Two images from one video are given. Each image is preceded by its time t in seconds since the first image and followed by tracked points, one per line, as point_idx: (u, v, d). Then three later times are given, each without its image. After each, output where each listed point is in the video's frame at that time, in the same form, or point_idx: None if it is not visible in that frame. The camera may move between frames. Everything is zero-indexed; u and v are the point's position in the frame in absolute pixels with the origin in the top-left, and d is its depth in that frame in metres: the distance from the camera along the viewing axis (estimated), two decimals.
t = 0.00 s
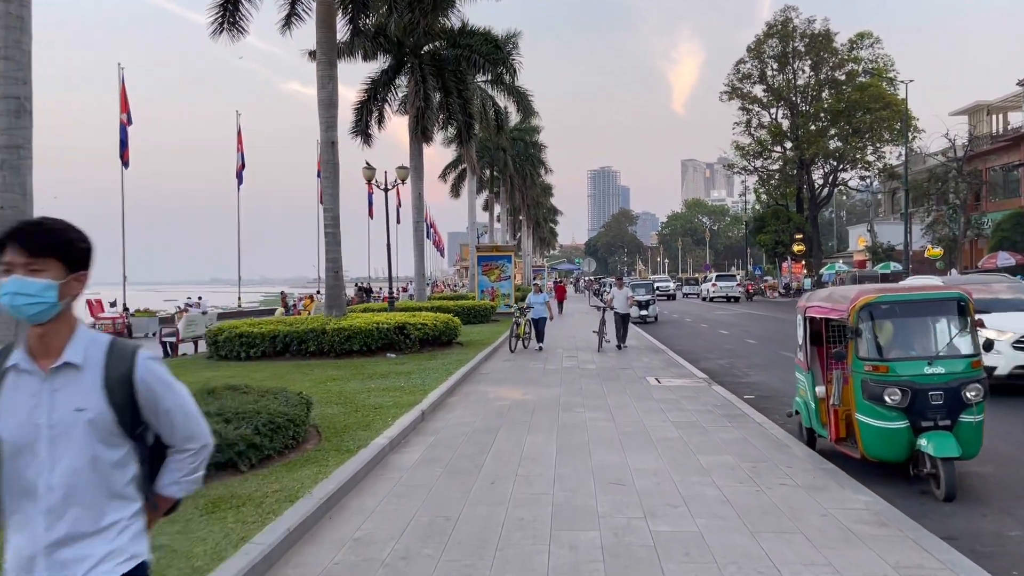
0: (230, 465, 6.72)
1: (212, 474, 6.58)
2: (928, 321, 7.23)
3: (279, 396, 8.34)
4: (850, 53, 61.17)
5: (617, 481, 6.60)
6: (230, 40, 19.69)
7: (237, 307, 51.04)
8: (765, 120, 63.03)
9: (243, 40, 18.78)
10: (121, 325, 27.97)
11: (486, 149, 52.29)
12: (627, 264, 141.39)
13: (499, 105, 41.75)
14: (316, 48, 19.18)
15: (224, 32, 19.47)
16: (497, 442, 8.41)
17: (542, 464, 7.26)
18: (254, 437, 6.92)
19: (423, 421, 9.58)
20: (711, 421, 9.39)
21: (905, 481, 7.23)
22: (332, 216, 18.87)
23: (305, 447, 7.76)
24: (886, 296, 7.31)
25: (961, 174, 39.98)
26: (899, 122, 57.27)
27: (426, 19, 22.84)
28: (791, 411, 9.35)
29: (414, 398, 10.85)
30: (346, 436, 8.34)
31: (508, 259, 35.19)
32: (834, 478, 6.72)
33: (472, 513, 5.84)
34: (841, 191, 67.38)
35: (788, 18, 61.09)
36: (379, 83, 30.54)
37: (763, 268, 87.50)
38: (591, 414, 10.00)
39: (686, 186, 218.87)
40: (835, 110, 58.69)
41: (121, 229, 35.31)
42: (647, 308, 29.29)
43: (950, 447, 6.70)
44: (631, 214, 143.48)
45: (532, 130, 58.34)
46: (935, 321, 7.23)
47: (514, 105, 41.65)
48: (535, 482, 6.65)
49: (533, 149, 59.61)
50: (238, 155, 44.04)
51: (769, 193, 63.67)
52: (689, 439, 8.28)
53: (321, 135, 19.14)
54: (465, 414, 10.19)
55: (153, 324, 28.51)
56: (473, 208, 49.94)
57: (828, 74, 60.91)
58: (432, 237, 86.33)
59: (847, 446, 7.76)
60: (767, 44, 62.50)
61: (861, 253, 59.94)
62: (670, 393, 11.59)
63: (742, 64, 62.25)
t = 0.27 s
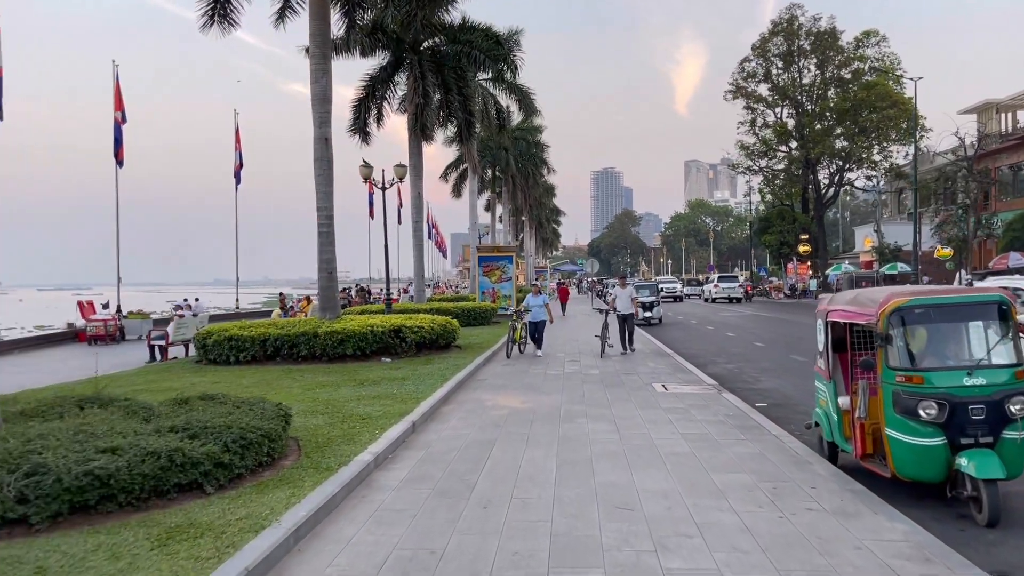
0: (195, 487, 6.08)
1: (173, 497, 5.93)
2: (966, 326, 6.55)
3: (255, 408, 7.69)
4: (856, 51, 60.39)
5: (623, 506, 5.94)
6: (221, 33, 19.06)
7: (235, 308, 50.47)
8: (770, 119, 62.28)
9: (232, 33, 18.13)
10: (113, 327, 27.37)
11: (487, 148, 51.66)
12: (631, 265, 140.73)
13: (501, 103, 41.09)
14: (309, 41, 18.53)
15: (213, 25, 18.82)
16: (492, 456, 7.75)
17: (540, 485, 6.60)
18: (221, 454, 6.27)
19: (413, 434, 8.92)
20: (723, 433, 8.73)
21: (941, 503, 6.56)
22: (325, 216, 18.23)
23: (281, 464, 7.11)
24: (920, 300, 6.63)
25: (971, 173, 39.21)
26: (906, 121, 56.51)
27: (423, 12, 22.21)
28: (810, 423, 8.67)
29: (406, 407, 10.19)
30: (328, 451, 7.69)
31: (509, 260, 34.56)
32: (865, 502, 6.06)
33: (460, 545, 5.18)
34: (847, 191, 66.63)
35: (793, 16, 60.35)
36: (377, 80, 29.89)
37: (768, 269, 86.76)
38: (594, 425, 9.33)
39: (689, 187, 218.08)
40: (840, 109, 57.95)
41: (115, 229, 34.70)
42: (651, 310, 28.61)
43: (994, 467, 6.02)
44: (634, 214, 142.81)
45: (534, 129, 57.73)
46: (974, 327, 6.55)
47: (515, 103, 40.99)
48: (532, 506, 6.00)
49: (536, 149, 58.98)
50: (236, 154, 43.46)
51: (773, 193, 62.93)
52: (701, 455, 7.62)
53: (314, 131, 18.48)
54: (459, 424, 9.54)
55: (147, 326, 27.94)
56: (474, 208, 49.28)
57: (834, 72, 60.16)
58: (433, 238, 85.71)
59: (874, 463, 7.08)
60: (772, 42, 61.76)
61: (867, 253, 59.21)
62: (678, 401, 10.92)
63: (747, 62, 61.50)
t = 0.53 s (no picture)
0: (153, 514, 5.43)
1: (126, 525, 5.28)
2: (1015, 332, 5.87)
3: (229, 421, 7.05)
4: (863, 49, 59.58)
5: (634, 535, 5.29)
6: (213, 26, 18.45)
7: (234, 309, 49.96)
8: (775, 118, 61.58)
9: (224, 25, 17.51)
10: (106, 329, 26.81)
11: (489, 147, 51.03)
12: (634, 266, 140.08)
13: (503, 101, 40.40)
14: (303, 33, 17.89)
15: (204, 17, 18.22)
16: (487, 474, 7.10)
17: (541, 509, 5.95)
18: (184, 476, 5.63)
19: (404, 448, 8.26)
20: (739, 447, 8.07)
21: (987, 530, 5.88)
22: (320, 214, 17.60)
23: (255, 484, 6.45)
24: (962, 303, 5.96)
25: (982, 171, 38.48)
26: (914, 120, 55.68)
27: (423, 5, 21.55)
28: (834, 436, 7.98)
29: (397, 417, 9.54)
30: (308, 468, 7.03)
31: (511, 260, 33.91)
32: (903, 530, 5.41)
33: None
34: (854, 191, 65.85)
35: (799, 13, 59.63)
36: (376, 76, 29.29)
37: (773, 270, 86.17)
38: (599, 437, 8.66)
39: (693, 188, 217.50)
40: (847, 108, 57.18)
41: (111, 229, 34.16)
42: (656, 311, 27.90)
43: None
44: (638, 215, 142.23)
45: (538, 127, 57.05)
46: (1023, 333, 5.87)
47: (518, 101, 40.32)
48: (530, 535, 5.35)
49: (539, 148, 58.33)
50: (234, 154, 42.93)
51: (779, 193, 62.21)
52: (716, 473, 6.97)
53: (308, 127, 17.85)
54: (454, 436, 8.89)
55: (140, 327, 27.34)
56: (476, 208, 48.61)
57: (841, 71, 59.40)
58: (435, 238, 85.15)
59: (910, 484, 6.41)
60: (778, 40, 61.06)
61: (875, 254, 58.42)
62: (689, 410, 10.26)
63: (753, 61, 60.80)
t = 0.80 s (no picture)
0: (99, 547, 4.79)
1: (68, 560, 4.65)
2: None
3: (199, 436, 6.41)
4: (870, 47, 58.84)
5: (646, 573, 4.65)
6: (204, 18, 17.82)
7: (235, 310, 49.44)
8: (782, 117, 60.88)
9: (214, 16, 16.88)
10: (100, 331, 26.22)
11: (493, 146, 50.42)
12: (639, 266, 139.34)
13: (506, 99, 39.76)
14: (296, 25, 17.26)
15: (195, 10, 17.60)
16: (481, 495, 6.47)
17: (541, 539, 5.31)
18: (137, 503, 4.99)
19: (393, 463, 7.62)
20: (758, 463, 7.43)
21: None
22: (315, 212, 16.98)
23: (224, 508, 5.82)
24: (1014, 308, 5.27)
25: (994, 170, 37.77)
26: (922, 118, 54.89)
27: None
28: (861, 452, 7.32)
29: (388, 428, 8.90)
30: (285, 488, 6.39)
31: (514, 261, 33.27)
32: (951, 566, 4.78)
33: None
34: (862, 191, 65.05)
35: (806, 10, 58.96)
36: (376, 72, 28.71)
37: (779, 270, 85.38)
38: (606, 450, 8.03)
39: (697, 188, 216.62)
40: (855, 106, 56.44)
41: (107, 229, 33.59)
42: (662, 313, 27.23)
43: None
44: (642, 216, 141.48)
45: (541, 126, 56.41)
46: None
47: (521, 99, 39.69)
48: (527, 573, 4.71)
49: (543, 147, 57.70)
50: (234, 152, 42.36)
51: (785, 192, 61.50)
52: (735, 496, 6.34)
53: (302, 122, 17.23)
54: (449, 450, 8.25)
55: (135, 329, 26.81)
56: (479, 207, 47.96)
57: (848, 68, 58.68)
58: (438, 239, 84.57)
59: (952, 508, 5.75)
60: (784, 38, 60.40)
61: (883, 254, 57.66)
62: (700, 420, 9.61)
63: (759, 59, 60.11)
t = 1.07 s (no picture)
0: None
1: None
2: None
3: (157, 454, 5.73)
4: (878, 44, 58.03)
5: None
6: (193, 9, 17.19)
7: (235, 311, 48.87)
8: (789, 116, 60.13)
9: (204, 7, 16.27)
10: (93, 333, 25.61)
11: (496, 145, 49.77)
12: (644, 267, 138.61)
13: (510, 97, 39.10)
14: (289, 16, 16.63)
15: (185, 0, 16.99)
16: (471, 519, 5.84)
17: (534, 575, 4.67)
18: (73, 535, 4.34)
19: (378, 481, 6.97)
20: (775, 481, 6.80)
21: None
22: (308, 210, 16.36)
23: (180, 537, 5.17)
24: None
25: (1006, 168, 37.03)
26: (931, 116, 54.00)
27: None
28: (888, 469, 6.66)
29: (374, 440, 8.26)
30: (253, 511, 5.74)
31: (516, 260, 32.65)
32: None
33: None
34: (870, 190, 64.24)
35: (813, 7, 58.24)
36: (375, 68, 28.06)
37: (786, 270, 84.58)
38: (610, 464, 7.41)
39: (702, 188, 215.75)
40: (862, 104, 55.67)
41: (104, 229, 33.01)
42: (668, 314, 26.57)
43: None
44: (647, 216, 140.74)
45: (545, 124, 55.75)
46: None
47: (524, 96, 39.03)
48: None
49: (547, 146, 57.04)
50: (233, 151, 41.76)
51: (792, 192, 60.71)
52: (754, 521, 5.70)
53: (295, 117, 16.62)
54: (440, 464, 7.61)
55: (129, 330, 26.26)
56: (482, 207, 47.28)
57: (856, 66, 57.89)
58: (442, 239, 83.97)
59: (998, 540, 5.09)
60: (791, 36, 59.69)
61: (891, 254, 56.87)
62: (711, 430, 8.97)
63: (765, 56, 59.39)
